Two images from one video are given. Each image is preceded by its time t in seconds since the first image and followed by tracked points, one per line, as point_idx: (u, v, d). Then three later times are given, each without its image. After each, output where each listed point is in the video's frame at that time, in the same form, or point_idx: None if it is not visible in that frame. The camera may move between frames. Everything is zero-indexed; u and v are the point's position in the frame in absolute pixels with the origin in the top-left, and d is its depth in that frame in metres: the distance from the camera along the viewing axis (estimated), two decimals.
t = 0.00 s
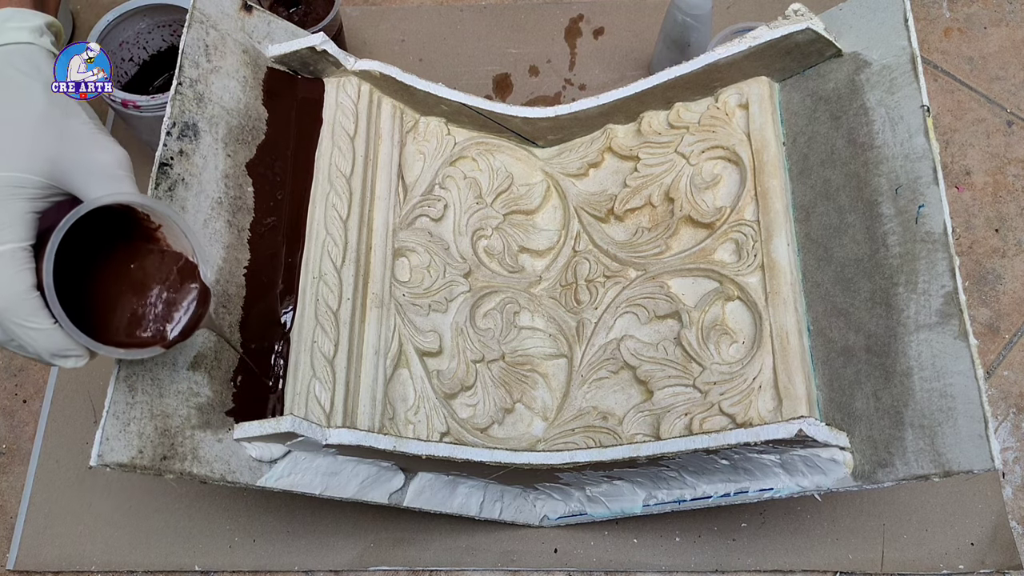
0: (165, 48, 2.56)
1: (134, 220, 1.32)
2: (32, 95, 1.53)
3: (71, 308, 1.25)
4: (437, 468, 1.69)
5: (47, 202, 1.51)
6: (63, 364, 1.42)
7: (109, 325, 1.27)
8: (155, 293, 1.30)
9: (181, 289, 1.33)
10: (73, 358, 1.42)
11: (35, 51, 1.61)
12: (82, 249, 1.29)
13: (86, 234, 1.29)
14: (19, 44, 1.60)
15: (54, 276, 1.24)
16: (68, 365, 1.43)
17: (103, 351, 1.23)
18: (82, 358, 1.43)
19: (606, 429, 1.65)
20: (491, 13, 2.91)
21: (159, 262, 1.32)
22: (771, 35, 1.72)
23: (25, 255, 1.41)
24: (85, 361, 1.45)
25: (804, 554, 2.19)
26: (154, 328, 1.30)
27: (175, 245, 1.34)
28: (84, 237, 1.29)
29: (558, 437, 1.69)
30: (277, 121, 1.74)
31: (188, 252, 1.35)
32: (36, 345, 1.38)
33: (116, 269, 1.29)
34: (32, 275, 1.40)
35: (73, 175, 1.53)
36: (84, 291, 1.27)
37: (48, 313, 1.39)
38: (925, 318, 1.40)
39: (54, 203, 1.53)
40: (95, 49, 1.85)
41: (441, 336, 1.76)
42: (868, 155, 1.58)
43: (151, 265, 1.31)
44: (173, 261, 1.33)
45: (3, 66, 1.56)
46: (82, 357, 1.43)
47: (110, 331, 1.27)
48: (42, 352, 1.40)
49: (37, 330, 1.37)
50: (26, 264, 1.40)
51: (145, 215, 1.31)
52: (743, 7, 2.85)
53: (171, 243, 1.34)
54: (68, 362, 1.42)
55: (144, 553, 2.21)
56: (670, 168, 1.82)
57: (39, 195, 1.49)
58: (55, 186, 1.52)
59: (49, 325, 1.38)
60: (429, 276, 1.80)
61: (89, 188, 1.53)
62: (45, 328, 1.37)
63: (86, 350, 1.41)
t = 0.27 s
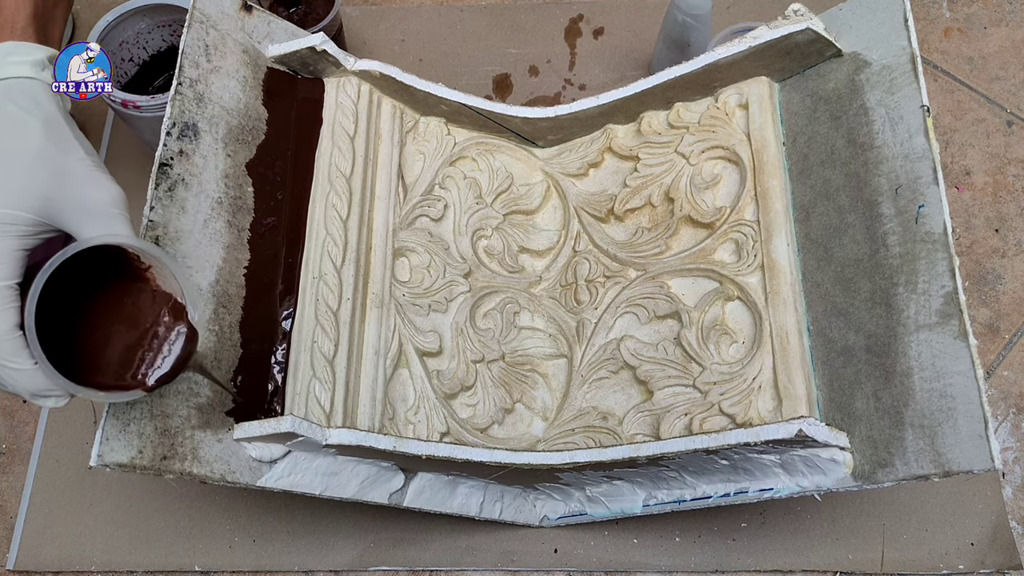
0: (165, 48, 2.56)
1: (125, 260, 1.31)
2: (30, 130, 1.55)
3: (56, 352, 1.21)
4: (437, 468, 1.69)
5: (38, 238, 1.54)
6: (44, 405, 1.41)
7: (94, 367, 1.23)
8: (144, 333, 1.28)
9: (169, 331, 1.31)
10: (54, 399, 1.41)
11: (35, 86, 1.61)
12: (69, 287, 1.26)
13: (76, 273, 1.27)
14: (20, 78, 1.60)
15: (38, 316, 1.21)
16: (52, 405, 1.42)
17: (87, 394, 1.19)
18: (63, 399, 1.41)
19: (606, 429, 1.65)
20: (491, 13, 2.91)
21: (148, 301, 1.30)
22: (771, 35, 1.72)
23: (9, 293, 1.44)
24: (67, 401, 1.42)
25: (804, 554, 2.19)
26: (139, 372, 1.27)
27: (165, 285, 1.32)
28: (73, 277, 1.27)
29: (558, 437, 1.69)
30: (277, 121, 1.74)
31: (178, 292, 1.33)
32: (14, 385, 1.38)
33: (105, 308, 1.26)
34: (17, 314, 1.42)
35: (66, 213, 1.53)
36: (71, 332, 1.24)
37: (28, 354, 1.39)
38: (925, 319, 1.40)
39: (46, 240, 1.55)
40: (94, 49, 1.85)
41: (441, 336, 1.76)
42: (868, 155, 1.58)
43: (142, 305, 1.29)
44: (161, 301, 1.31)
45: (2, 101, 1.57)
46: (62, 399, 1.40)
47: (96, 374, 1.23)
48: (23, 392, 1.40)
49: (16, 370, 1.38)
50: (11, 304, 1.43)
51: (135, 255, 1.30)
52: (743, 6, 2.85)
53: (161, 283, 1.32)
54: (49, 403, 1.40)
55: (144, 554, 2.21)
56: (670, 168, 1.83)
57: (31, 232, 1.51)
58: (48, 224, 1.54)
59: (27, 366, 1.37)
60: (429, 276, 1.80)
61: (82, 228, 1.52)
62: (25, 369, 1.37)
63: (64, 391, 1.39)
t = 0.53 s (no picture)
0: (165, 48, 2.56)
1: (136, 257, 1.32)
2: (42, 126, 1.53)
3: (70, 348, 1.21)
4: (437, 468, 1.69)
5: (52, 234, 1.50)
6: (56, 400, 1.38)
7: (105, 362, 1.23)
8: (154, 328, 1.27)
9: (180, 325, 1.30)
10: (67, 392, 1.38)
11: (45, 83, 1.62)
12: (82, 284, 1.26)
13: (87, 270, 1.27)
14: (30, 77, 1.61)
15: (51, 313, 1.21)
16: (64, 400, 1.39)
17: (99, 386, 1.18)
18: (77, 392, 1.38)
19: (606, 429, 1.65)
20: (491, 13, 2.91)
21: (160, 296, 1.30)
22: (771, 35, 1.72)
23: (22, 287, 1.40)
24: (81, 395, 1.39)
25: (805, 554, 2.19)
26: (151, 367, 1.26)
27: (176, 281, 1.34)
28: (85, 273, 1.27)
29: (558, 437, 1.69)
30: (277, 121, 1.74)
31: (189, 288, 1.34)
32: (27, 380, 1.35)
33: (115, 303, 1.26)
34: (29, 309, 1.38)
35: (77, 209, 1.51)
36: (82, 327, 1.24)
37: (42, 347, 1.36)
38: (925, 318, 1.40)
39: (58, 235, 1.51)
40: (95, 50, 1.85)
41: (441, 336, 1.76)
42: (868, 155, 1.58)
43: (152, 301, 1.29)
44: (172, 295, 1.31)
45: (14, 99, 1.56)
46: (76, 392, 1.38)
47: (107, 368, 1.23)
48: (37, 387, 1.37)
49: (29, 364, 1.34)
50: (23, 299, 1.38)
51: (147, 251, 1.32)
52: (743, 6, 2.85)
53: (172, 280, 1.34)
54: (64, 398, 1.38)
55: (144, 553, 2.21)
56: (670, 168, 1.82)
57: (43, 227, 1.48)
58: (60, 220, 1.51)
59: (41, 359, 1.34)
60: (429, 276, 1.80)
61: (93, 223, 1.50)
62: (40, 363, 1.35)
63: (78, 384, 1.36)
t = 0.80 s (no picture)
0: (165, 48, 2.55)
1: (167, 211, 1.30)
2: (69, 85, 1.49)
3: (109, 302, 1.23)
4: (437, 468, 1.69)
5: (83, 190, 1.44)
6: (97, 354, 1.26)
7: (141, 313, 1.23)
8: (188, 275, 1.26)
9: (214, 275, 1.29)
10: (107, 345, 1.26)
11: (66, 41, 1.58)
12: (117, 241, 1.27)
13: (120, 227, 1.28)
14: (53, 36, 1.57)
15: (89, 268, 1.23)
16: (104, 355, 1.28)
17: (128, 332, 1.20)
18: (117, 345, 1.27)
19: (606, 429, 1.65)
20: (491, 13, 2.91)
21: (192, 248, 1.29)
22: (771, 35, 1.72)
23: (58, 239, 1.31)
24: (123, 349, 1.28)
25: (804, 554, 2.19)
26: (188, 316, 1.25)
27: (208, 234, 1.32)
28: (120, 230, 1.28)
29: (558, 437, 1.69)
30: (277, 121, 1.74)
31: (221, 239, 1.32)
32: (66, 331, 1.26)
33: (151, 257, 1.26)
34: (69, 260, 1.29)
35: (108, 164, 1.44)
36: (118, 279, 1.25)
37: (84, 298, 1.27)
38: (925, 318, 1.40)
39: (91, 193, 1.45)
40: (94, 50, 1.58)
41: (441, 336, 1.76)
42: (868, 155, 1.58)
43: (184, 254, 1.27)
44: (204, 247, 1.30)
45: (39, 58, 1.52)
46: (117, 345, 1.26)
47: (144, 318, 1.23)
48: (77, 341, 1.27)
49: (69, 315, 1.25)
50: (62, 249, 1.30)
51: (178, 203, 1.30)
52: (743, 6, 2.85)
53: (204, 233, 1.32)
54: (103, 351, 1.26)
55: (144, 553, 2.21)
56: (670, 168, 1.82)
57: (75, 182, 1.42)
58: (92, 176, 1.45)
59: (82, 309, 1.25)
60: (429, 276, 1.80)
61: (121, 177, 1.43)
62: (81, 314, 1.25)
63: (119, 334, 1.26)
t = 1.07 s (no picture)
0: (165, 48, 2.54)
1: (175, 127, 1.31)
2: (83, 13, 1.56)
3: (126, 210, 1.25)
4: (437, 468, 1.69)
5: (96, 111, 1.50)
6: (119, 261, 1.32)
7: (159, 226, 1.25)
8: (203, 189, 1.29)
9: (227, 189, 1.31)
10: (129, 253, 1.31)
11: None
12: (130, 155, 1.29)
13: (132, 143, 1.29)
14: None
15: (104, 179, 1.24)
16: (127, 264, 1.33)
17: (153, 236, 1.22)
18: (139, 255, 1.32)
19: (606, 429, 1.65)
20: (491, 13, 2.91)
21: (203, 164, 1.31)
22: (771, 35, 1.72)
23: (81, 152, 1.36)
24: (144, 259, 1.34)
25: (804, 554, 2.19)
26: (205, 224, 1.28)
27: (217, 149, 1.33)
28: (131, 145, 1.29)
29: (558, 437, 1.69)
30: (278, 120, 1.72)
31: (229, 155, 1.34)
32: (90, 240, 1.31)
33: (165, 170, 1.28)
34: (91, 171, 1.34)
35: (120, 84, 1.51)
36: (135, 190, 1.27)
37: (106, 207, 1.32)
38: (925, 318, 1.40)
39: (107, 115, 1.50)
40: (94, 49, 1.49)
41: (441, 336, 1.76)
42: (868, 155, 1.58)
43: (195, 169, 1.30)
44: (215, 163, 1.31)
45: None
46: (139, 254, 1.32)
47: (163, 227, 1.25)
48: (100, 248, 1.31)
49: (93, 222, 1.30)
50: (84, 163, 1.35)
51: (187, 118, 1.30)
52: (743, 7, 2.85)
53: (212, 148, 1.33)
54: (126, 259, 1.31)
55: (144, 553, 2.21)
56: (670, 168, 1.82)
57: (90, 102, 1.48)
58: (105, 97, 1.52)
59: (105, 217, 1.30)
60: (429, 276, 1.80)
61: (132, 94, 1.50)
62: (103, 220, 1.30)
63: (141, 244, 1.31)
